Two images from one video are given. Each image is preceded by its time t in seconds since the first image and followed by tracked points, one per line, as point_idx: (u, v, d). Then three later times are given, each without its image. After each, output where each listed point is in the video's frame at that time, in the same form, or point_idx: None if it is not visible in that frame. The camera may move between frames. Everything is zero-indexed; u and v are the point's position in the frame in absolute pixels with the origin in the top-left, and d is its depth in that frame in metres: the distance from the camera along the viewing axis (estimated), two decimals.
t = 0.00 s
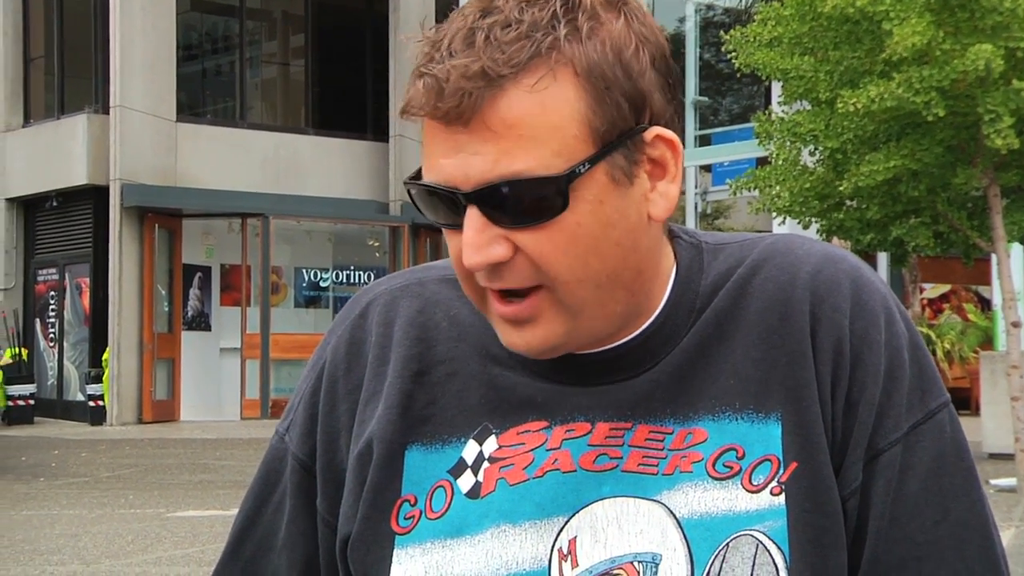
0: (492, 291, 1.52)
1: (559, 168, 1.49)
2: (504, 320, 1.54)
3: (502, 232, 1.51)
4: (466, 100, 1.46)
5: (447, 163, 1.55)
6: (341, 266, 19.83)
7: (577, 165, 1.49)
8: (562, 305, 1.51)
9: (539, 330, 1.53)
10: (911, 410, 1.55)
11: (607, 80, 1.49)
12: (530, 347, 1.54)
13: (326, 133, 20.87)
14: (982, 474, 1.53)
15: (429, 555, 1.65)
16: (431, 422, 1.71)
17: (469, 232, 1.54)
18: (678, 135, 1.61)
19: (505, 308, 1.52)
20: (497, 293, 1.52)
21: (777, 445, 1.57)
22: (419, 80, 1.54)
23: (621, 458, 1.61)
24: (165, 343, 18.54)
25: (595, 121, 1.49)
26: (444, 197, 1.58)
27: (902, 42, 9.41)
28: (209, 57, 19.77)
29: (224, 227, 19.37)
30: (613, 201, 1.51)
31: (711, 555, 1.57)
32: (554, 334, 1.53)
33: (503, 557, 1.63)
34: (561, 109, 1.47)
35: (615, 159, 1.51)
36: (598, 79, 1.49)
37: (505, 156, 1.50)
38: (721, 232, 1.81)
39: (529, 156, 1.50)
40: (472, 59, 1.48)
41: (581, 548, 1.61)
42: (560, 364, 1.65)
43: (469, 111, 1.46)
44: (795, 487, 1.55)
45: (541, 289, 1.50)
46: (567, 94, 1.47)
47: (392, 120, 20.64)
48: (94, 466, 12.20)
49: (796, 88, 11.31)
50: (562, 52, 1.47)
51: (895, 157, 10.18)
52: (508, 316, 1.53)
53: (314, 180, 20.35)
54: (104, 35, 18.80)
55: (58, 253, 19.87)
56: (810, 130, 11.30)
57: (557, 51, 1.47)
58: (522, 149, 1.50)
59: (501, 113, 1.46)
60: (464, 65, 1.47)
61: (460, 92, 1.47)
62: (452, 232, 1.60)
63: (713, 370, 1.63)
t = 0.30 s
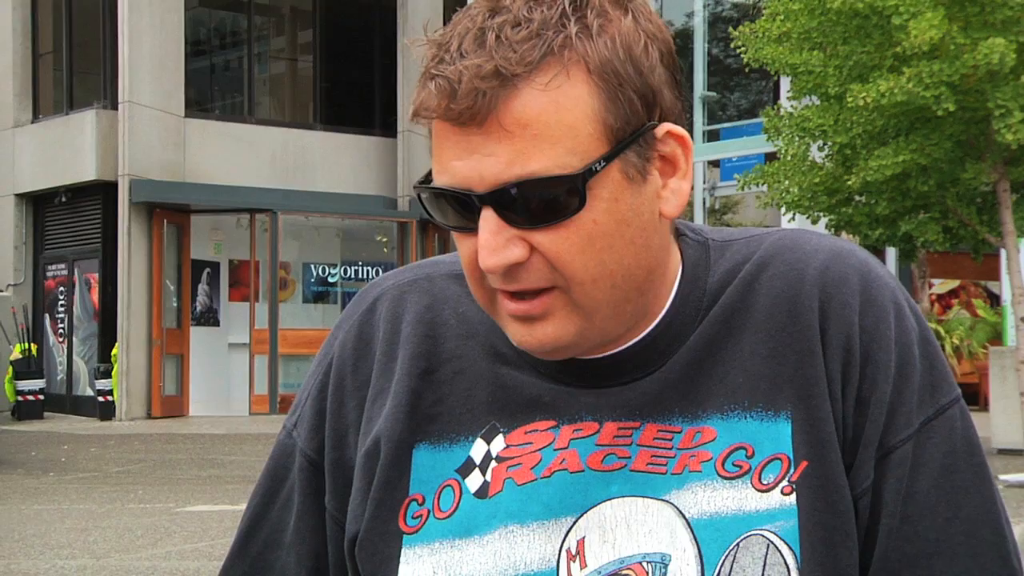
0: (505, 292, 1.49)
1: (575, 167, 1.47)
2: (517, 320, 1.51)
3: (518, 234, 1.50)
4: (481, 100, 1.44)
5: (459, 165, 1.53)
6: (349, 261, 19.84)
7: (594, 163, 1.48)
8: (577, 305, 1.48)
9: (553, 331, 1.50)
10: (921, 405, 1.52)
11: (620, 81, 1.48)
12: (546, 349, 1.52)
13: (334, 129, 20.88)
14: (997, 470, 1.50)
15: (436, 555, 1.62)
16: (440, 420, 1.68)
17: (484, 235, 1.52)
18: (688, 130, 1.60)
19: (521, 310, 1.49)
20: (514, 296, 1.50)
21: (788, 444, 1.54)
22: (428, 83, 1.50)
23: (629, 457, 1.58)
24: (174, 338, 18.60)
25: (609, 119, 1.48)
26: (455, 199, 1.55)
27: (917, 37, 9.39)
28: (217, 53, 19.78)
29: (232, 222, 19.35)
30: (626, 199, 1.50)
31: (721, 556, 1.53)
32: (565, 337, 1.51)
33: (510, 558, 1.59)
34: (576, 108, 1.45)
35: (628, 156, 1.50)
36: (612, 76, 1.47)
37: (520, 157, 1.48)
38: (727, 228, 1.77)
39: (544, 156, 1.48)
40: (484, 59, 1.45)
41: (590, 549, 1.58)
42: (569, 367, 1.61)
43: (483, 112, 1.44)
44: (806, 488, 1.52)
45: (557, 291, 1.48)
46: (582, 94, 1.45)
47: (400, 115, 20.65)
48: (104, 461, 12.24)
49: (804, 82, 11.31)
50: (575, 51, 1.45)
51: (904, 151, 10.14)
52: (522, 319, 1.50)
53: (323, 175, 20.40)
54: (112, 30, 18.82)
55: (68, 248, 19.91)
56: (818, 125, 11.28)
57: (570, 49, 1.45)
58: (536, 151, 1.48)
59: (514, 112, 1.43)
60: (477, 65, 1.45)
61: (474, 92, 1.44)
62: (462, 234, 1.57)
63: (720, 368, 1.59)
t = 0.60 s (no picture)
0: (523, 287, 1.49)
1: (598, 162, 1.47)
2: (537, 316, 1.50)
3: (539, 230, 1.49)
4: (506, 97, 1.43)
5: (482, 161, 1.52)
6: (356, 256, 19.84)
7: (617, 159, 1.47)
8: (596, 302, 1.48)
9: (572, 328, 1.50)
10: (939, 398, 1.52)
11: (642, 76, 1.48)
12: (564, 346, 1.51)
13: (341, 123, 20.87)
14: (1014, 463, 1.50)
15: (448, 548, 1.62)
16: (451, 413, 1.67)
17: (506, 232, 1.51)
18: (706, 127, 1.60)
19: (541, 308, 1.49)
20: (534, 293, 1.49)
21: (805, 439, 1.52)
22: (452, 80, 1.49)
23: (642, 450, 1.57)
24: (182, 333, 18.62)
25: (632, 116, 1.47)
26: (473, 196, 1.55)
27: (927, 32, 9.36)
28: (225, 48, 19.79)
29: (239, 217, 19.41)
30: (647, 196, 1.50)
31: (736, 551, 1.51)
32: (584, 333, 1.50)
33: (523, 551, 1.58)
34: (598, 105, 1.45)
35: (650, 152, 1.50)
36: (634, 73, 1.47)
37: (543, 154, 1.48)
38: (743, 222, 1.76)
39: (569, 153, 1.48)
40: (508, 55, 1.45)
41: (601, 542, 1.56)
42: (583, 361, 1.60)
43: (508, 108, 1.44)
44: (823, 482, 1.50)
45: (575, 288, 1.48)
46: (605, 89, 1.45)
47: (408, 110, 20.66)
48: (111, 456, 12.26)
49: (812, 78, 11.34)
50: (599, 47, 1.45)
51: (913, 146, 10.15)
52: (542, 317, 1.50)
53: (331, 169, 20.38)
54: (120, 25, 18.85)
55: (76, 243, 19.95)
56: (825, 120, 11.22)
57: (594, 47, 1.45)
58: (559, 147, 1.48)
59: (538, 109, 1.43)
60: (502, 61, 1.44)
61: (499, 88, 1.43)
62: (482, 231, 1.56)
63: (736, 361, 1.58)
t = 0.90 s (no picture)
0: (540, 275, 1.48)
1: (619, 150, 1.47)
2: (556, 305, 1.50)
3: (559, 217, 1.49)
4: (528, 82, 1.43)
5: (502, 148, 1.52)
6: (363, 250, 19.84)
7: (638, 146, 1.48)
8: (614, 291, 1.48)
9: (589, 318, 1.50)
10: (955, 389, 1.52)
11: (662, 64, 1.47)
12: (581, 337, 1.51)
13: (347, 117, 20.88)
14: None
15: (459, 536, 1.61)
16: (462, 401, 1.67)
17: (525, 218, 1.51)
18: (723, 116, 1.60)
19: (562, 297, 1.49)
20: (552, 279, 1.49)
21: (818, 428, 1.52)
22: (472, 65, 1.49)
23: (655, 438, 1.57)
24: (188, 327, 18.66)
25: (652, 104, 1.47)
26: (490, 182, 1.55)
27: (930, 23, 9.34)
28: (231, 42, 19.83)
29: (246, 211, 19.41)
30: (666, 185, 1.50)
31: (750, 541, 1.51)
32: (600, 323, 1.50)
33: (535, 539, 1.58)
34: (619, 93, 1.45)
35: (669, 141, 1.50)
36: (654, 60, 1.47)
37: (564, 141, 1.48)
38: (757, 213, 1.76)
39: (590, 140, 1.48)
40: (530, 41, 1.44)
41: (613, 530, 1.56)
42: (596, 348, 1.60)
43: (530, 94, 1.43)
44: (838, 472, 1.50)
45: (594, 277, 1.48)
46: (626, 78, 1.45)
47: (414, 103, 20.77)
48: (120, 449, 12.29)
49: (820, 71, 11.35)
50: (620, 34, 1.45)
51: (920, 139, 10.17)
52: (559, 303, 1.50)
53: (337, 163, 20.41)
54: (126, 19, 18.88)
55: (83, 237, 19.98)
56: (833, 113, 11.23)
57: (615, 34, 1.45)
58: (580, 134, 1.48)
59: (561, 95, 1.43)
60: (523, 47, 1.44)
61: (520, 74, 1.43)
62: (499, 218, 1.56)
63: (751, 348, 1.58)
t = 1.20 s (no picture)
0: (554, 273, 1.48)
1: (630, 148, 1.47)
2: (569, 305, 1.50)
3: (572, 214, 1.48)
4: (539, 81, 1.43)
5: (513, 147, 1.52)
6: (365, 252, 19.82)
7: (649, 144, 1.48)
8: (628, 290, 1.48)
9: (603, 320, 1.50)
10: (963, 390, 1.51)
11: (672, 62, 1.48)
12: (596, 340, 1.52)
13: (348, 120, 20.87)
14: None
15: (467, 537, 1.61)
16: (470, 402, 1.67)
17: (537, 215, 1.50)
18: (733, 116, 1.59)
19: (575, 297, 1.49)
20: (563, 275, 1.49)
21: (828, 429, 1.52)
22: (483, 64, 1.49)
23: (664, 439, 1.56)
24: (191, 329, 18.67)
25: (663, 102, 1.47)
26: (500, 179, 1.55)
27: (933, 25, 9.37)
28: (233, 44, 19.83)
29: (248, 213, 19.38)
30: (678, 183, 1.50)
31: (760, 540, 1.51)
32: (612, 321, 1.50)
33: (543, 540, 1.58)
34: (630, 92, 1.45)
35: (679, 139, 1.50)
36: (665, 58, 1.47)
37: (576, 140, 1.48)
38: (764, 214, 1.76)
39: (602, 139, 1.48)
40: (541, 41, 1.45)
41: (623, 530, 1.56)
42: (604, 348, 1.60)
43: (541, 92, 1.43)
44: (847, 472, 1.50)
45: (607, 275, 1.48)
46: (637, 78, 1.45)
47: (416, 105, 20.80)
48: (123, 452, 12.28)
49: (822, 72, 11.38)
50: (630, 32, 1.45)
51: (923, 140, 10.19)
52: (572, 300, 1.49)
53: (339, 165, 20.44)
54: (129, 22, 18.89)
55: (85, 240, 19.98)
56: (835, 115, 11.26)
57: (625, 33, 1.45)
58: (592, 132, 1.48)
59: (572, 93, 1.43)
60: (534, 46, 1.44)
61: (532, 73, 1.43)
62: (509, 216, 1.56)
63: (762, 346, 1.58)
